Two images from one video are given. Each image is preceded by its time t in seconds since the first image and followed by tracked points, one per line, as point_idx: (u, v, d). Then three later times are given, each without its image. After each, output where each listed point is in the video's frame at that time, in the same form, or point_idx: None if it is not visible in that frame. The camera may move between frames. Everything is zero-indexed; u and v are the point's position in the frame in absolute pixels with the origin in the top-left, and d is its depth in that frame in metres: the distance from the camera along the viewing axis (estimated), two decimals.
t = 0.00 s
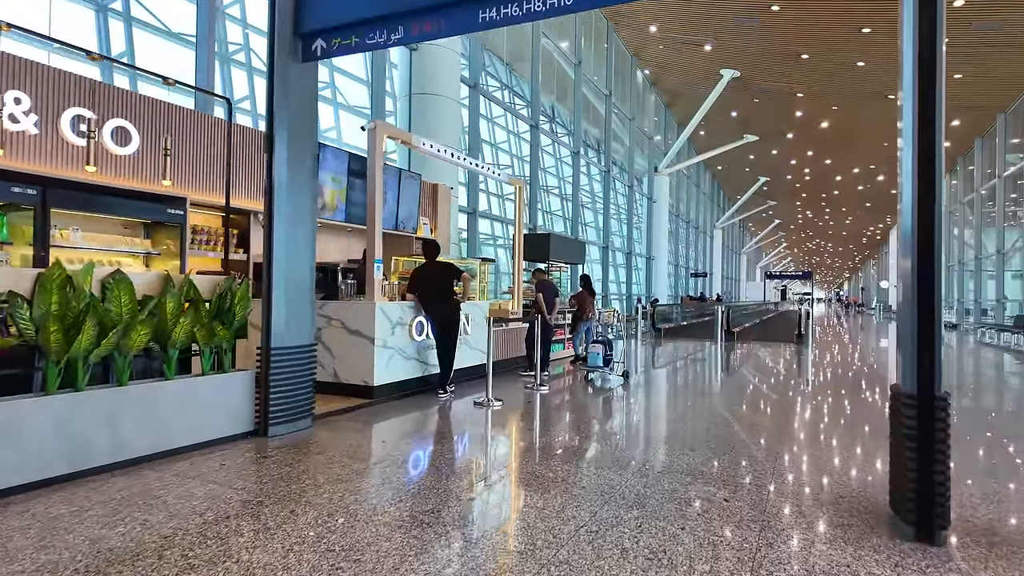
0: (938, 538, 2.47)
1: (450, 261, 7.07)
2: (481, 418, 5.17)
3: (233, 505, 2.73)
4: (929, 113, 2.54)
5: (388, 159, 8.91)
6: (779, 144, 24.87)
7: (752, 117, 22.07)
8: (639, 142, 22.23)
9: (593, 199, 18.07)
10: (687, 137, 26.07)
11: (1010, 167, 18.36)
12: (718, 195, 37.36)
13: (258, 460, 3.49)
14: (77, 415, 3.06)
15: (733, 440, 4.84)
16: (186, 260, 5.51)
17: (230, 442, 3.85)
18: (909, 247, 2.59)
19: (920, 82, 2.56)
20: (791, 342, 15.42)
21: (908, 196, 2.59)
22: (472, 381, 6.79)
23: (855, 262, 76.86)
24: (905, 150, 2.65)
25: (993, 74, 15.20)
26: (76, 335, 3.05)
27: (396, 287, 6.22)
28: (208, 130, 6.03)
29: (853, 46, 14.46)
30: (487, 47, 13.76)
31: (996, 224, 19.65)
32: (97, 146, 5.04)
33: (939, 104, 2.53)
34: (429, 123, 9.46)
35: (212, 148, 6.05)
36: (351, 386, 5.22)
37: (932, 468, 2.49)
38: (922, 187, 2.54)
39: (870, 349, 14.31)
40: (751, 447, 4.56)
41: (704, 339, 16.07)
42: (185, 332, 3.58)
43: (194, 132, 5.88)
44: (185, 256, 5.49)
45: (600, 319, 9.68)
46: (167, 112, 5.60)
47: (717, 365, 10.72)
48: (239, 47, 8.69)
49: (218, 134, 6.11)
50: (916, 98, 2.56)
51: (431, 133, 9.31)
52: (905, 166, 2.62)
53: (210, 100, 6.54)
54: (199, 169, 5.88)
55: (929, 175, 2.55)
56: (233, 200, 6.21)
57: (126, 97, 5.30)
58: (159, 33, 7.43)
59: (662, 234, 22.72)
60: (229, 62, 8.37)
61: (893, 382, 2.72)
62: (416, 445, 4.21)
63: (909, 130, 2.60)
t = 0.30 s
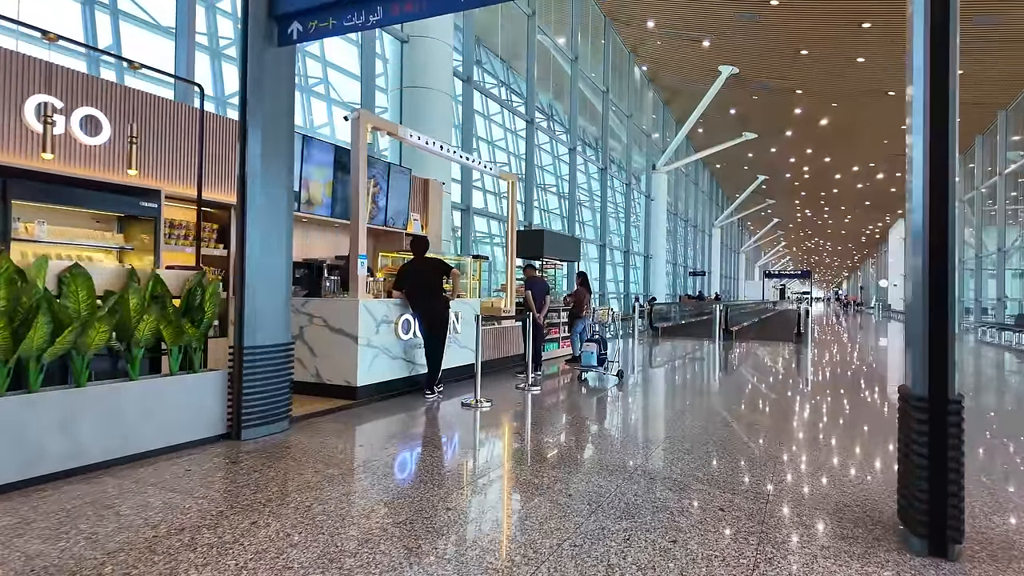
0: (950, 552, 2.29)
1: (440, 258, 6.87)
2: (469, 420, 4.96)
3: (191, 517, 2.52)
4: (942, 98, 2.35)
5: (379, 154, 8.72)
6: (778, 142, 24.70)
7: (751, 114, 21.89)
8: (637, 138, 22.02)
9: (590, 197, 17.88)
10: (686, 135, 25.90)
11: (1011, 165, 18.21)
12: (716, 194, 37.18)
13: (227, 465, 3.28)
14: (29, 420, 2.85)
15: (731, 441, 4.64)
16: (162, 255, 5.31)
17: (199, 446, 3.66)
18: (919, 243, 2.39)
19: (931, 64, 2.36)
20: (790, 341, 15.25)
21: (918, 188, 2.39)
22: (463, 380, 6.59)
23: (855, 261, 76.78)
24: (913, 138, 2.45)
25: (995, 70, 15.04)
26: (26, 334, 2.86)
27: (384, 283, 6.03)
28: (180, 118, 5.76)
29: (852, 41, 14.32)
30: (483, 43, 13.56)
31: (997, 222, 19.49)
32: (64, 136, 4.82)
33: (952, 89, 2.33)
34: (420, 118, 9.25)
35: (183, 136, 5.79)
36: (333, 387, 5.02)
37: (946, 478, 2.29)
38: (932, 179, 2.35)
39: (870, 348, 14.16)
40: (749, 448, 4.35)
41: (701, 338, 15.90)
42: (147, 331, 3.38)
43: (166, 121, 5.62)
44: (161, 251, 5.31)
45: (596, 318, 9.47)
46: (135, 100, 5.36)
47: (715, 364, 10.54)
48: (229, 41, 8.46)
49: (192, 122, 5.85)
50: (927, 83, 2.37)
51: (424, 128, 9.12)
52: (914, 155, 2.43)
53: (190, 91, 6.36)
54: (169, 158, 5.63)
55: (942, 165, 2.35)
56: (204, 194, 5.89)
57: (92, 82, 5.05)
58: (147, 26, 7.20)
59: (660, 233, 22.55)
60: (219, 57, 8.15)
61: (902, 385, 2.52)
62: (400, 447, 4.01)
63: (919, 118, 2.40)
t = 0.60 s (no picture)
0: None
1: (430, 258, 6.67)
2: (459, 428, 4.74)
3: (144, 542, 2.32)
4: (961, 86, 2.14)
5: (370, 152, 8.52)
6: (777, 141, 24.53)
7: (751, 113, 21.71)
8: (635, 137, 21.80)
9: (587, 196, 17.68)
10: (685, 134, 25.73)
11: (1012, 163, 18.06)
12: (716, 194, 37.02)
13: (194, 481, 3.07)
14: None
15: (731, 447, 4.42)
16: (134, 257, 5.12)
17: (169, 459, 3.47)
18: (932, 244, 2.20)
19: (950, 49, 2.15)
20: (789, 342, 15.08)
21: (935, 185, 2.19)
22: (454, 384, 6.41)
23: (854, 261, 76.72)
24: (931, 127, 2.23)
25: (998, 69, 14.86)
26: None
27: (372, 285, 5.84)
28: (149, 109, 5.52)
29: (852, 39, 14.12)
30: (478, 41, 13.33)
31: (998, 222, 19.34)
32: (33, 134, 4.61)
33: (972, 77, 2.13)
34: (413, 115, 9.04)
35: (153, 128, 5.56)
36: (315, 393, 4.82)
37: (965, 502, 2.09)
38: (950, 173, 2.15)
39: (871, 348, 14.00)
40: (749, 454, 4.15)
41: (700, 339, 15.73)
42: (109, 334, 3.23)
43: (136, 113, 5.40)
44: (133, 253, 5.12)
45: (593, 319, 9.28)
46: (102, 92, 5.14)
47: (713, 366, 10.37)
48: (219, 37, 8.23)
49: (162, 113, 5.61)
50: (945, 69, 2.16)
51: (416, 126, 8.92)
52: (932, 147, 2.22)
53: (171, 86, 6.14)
54: (137, 150, 5.41)
55: (960, 158, 2.15)
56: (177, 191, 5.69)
57: (48, 73, 4.77)
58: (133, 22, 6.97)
59: (659, 232, 22.37)
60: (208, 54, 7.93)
61: (916, 397, 2.33)
62: (383, 458, 3.80)
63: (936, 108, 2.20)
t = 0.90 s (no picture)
0: None
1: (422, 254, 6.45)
2: (449, 430, 4.52)
3: (93, 556, 2.12)
4: (987, 74, 1.95)
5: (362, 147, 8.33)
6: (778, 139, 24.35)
7: (752, 110, 21.52)
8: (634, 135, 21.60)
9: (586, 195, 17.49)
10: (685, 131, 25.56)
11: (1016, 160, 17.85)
12: (716, 192, 36.85)
13: (160, 488, 2.86)
14: None
15: (735, 449, 4.20)
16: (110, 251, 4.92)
17: (139, 462, 3.27)
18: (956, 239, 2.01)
19: (975, 35, 1.95)
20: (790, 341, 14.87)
21: (958, 170, 1.99)
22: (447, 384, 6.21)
23: (854, 261, 76.48)
24: (955, 114, 2.03)
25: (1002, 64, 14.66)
26: None
27: (361, 282, 5.66)
28: (121, 95, 5.31)
29: (854, 35, 13.91)
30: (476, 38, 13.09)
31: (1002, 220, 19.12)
32: None
33: (1000, 63, 1.93)
34: (407, 110, 8.85)
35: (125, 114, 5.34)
36: (300, 394, 4.63)
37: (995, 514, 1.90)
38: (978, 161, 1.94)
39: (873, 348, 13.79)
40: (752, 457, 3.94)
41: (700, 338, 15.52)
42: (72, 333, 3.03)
43: (106, 100, 5.20)
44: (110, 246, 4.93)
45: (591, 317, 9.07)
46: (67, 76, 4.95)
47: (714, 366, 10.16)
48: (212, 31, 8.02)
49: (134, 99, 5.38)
50: (969, 57, 1.96)
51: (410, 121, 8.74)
52: (954, 137, 2.03)
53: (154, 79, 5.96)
54: (105, 136, 5.20)
55: (988, 149, 1.95)
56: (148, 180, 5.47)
57: (13, 57, 4.60)
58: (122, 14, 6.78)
59: (659, 231, 22.16)
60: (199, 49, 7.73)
61: (935, 398, 2.15)
62: (370, 460, 3.61)
63: (961, 93, 1.99)
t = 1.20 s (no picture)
0: None
1: (414, 254, 6.22)
2: (439, 439, 4.30)
3: None
4: None
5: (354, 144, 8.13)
6: (779, 137, 24.15)
7: (752, 108, 21.30)
8: (633, 133, 21.35)
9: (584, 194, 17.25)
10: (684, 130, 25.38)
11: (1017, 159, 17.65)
12: (715, 191, 36.70)
13: (119, 508, 2.63)
14: None
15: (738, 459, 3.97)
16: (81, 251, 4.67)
17: (104, 476, 3.07)
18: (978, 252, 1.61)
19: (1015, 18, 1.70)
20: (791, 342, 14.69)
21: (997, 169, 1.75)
22: (439, 389, 6.00)
23: (854, 260, 76.51)
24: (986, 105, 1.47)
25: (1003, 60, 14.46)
26: None
27: (349, 284, 5.45)
28: (83, 87, 4.98)
29: (856, 31, 13.70)
30: (473, 34, 12.85)
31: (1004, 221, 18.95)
32: None
33: None
34: (400, 107, 8.63)
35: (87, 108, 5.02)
36: (283, 401, 4.42)
37: None
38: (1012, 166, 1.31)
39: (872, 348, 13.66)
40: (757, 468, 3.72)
41: (699, 338, 15.32)
42: (27, 341, 2.83)
43: (66, 90, 4.85)
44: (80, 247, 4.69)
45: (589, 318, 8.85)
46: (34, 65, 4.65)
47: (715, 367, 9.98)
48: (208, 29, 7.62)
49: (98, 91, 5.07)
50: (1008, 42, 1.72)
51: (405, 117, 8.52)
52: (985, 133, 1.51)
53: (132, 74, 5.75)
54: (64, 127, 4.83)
55: None
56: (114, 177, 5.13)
57: None
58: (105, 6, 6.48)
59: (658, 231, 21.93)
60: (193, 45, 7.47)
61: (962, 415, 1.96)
62: (357, 471, 3.40)
63: (994, 74, 1.38)
